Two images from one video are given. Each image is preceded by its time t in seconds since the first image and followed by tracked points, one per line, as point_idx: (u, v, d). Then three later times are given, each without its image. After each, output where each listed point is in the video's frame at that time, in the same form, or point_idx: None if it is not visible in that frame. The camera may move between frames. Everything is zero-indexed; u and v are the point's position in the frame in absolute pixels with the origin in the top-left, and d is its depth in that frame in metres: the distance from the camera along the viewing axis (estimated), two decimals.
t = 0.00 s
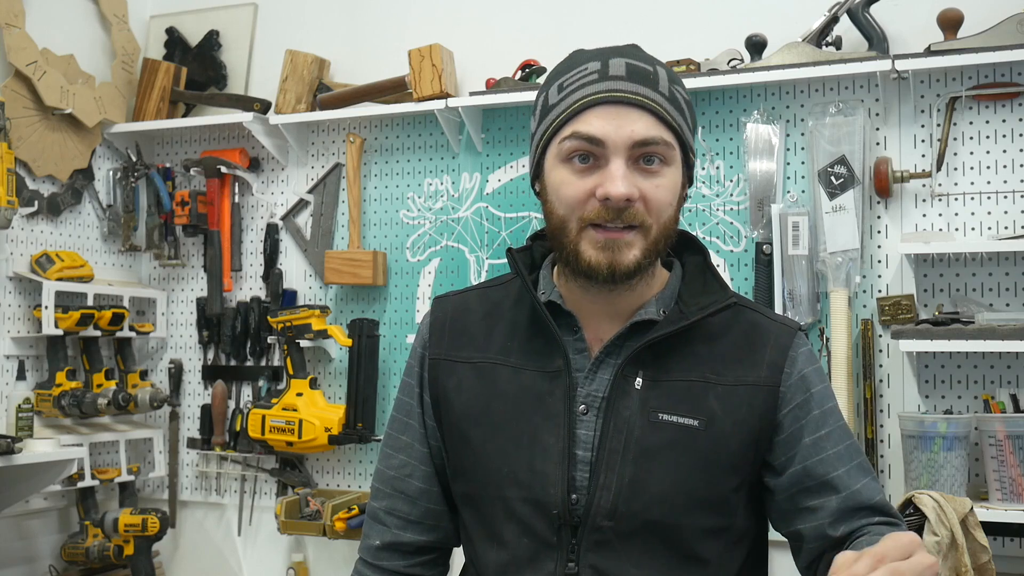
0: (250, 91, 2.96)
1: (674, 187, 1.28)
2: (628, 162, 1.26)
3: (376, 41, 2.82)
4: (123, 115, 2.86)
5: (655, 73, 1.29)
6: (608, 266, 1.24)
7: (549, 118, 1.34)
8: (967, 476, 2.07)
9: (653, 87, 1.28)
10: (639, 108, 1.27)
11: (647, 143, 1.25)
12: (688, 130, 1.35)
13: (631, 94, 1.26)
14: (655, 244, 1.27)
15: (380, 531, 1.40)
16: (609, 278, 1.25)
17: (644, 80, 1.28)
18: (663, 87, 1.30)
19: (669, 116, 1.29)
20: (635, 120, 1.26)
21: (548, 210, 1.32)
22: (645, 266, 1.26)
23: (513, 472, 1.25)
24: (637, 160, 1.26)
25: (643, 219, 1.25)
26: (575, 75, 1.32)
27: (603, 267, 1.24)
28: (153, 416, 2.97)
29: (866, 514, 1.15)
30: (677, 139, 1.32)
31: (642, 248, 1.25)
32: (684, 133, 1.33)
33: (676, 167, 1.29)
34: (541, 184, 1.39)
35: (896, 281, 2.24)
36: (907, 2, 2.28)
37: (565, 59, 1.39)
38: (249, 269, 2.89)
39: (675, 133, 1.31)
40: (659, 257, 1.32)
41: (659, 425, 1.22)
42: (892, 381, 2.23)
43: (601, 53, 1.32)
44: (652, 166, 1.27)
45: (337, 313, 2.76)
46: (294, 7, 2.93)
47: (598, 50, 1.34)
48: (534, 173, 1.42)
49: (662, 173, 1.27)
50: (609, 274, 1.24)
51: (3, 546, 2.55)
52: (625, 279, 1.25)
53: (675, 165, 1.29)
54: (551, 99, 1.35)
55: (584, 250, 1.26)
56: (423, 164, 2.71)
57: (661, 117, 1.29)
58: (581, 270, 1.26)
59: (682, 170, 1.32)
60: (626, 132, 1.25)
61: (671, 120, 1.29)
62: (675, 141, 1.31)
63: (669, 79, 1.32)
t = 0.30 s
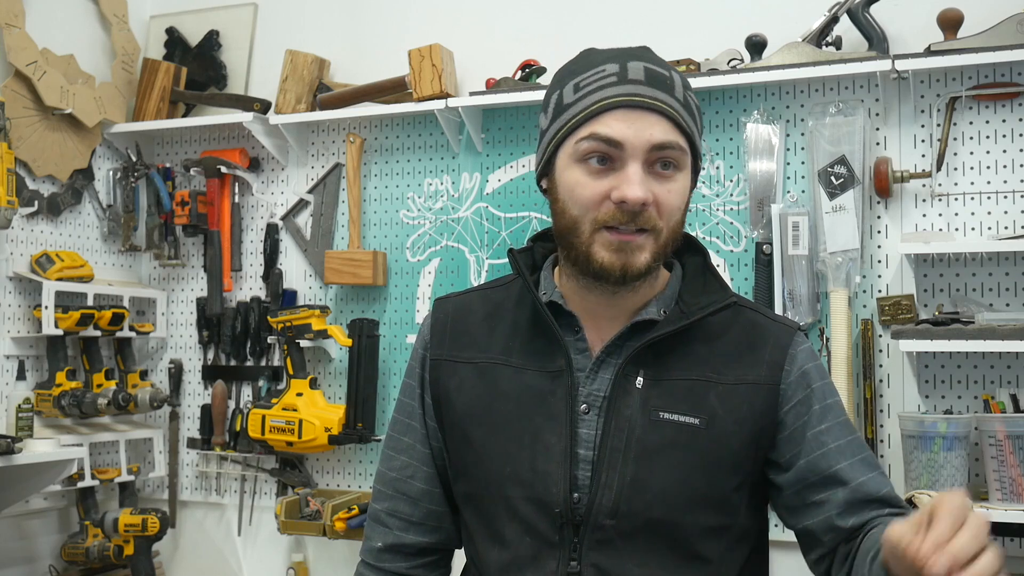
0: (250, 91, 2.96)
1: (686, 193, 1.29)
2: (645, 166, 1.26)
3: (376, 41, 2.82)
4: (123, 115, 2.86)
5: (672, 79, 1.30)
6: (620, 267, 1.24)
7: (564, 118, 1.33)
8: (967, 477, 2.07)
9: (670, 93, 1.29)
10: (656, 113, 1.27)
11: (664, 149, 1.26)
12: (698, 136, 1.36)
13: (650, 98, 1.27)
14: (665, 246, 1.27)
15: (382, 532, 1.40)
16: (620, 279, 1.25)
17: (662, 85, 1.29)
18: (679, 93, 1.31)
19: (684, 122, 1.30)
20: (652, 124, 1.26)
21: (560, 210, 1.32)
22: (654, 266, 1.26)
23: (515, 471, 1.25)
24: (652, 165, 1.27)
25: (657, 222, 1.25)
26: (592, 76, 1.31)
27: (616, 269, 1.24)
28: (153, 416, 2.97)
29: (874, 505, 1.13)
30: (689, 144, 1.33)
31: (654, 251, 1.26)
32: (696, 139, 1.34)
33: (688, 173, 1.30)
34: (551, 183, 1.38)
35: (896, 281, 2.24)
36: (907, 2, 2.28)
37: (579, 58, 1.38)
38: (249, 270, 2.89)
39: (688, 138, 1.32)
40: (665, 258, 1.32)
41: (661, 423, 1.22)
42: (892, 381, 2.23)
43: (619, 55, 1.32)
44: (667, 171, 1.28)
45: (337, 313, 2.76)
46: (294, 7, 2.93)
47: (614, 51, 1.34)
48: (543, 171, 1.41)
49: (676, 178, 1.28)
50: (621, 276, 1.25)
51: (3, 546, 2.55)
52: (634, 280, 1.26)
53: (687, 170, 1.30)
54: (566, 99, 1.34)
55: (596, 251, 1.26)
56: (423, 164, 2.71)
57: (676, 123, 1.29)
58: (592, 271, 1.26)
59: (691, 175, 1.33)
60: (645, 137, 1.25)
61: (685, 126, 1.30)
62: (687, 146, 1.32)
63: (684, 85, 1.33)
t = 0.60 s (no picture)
0: (250, 91, 2.96)
1: (694, 197, 1.30)
2: (658, 167, 1.27)
3: (376, 41, 2.82)
4: (123, 115, 2.86)
5: (688, 84, 1.31)
6: (629, 262, 1.24)
7: (579, 114, 1.33)
8: (967, 477, 2.07)
9: (686, 98, 1.30)
10: (672, 116, 1.28)
11: (679, 151, 1.27)
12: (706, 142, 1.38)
13: (667, 101, 1.28)
14: (672, 247, 1.28)
15: (381, 531, 1.40)
16: (627, 274, 1.25)
17: (679, 89, 1.30)
18: (694, 98, 1.32)
19: (697, 127, 1.31)
20: (669, 127, 1.27)
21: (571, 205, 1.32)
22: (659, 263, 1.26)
23: (514, 468, 1.25)
24: (665, 166, 1.28)
25: (668, 223, 1.26)
26: (611, 74, 1.31)
27: (624, 263, 1.24)
28: (153, 416, 2.97)
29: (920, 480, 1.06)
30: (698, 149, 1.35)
31: (662, 252, 1.26)
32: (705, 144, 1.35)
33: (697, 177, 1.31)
34: (561, 178, 1.38)
35: (896, 281, 2.24)
36: (907, 2, 2.28)
37: (596, 55, 1.38)
38: (249, 270, 2.89)
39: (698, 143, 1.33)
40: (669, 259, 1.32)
41: (656, 420, 1.22)
42: (892, 381, 2.23)
43: (638, 55, 1.32)
44: (678, 173, 1.28)
45: (337, 313, 2.76)
46: (294, 7, 2.93)
47: (633, 51, 1.34)
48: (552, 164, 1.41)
49: (686, 182, 1.29)
50: (628, 270, 1.24)
51: (3, 545, 2.55)
52: (640, 275, 1.25)
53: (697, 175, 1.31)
54: (583, 95, 1.34)
55: (606, 246, 1.25)
56: (423, 164, 2.71)
57: (689, 127, 1.31)
58: (600, 266, 1.26)
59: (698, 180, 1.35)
60: (661, 138, 1.26)
61: (697, 131, 1.32)
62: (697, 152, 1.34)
63: (698, 91, 1.34)
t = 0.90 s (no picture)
0: (250, 91, 2.96)
1: (694, 197, 1.29)
2: (655, 167, 1.26)
3: (376, 41, 2.82)
4: (123, 115, 2.87)
5: (687, 83, 1.31)
6: (625, 268, 1.24)
7: (578, 114, 1.34)
8: (967, 476, 2.07)
9: (685, 97, 1.30)
10: (670, 116, 1.28)
11: (676, 151, 1.26)
12: (709, 141, 1.37)
13: (665, 100, 1.27)
14: (671, 250, 1.27)
15: (384, 530, 1.40)
16: (624, 280, 1.25)
17: (677, 88, 1.29)
18: (693, 97, 1.32)
19: (696, 126, 1.31)
20: (666, 126, 1.27)
21: (569, 208, 1.32)
22: (658, 269, 1.26)
23: (515, 470, 1.25)
24: (662, 166, 1.27)
25: (665, 224, 1.25)
26: (609, 74, 1.31)
27: (620, 270, 1.24)
28: (153, 416, 2.97)
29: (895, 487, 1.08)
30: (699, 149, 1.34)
31: (659, 253, 1.25)
32: (706, 143, 1.35)
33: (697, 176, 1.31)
34: (561, 179, 1.39)
35: (896, 281, 2.24)
36: (907, 2, 2.28)
37: (597, 55, 1.38)
38: (249, 270, 2.89)
39: (698, 142, 1.33)
40: (670, 261, 1.32)
41: (658, 423, 1.21)
42: (892, 381, 2.23)
43: (636, 55, 1.33)
44: (676, 173, 1.28)
45: (337, 313, 2.76)
46: (294, 8, 2.93)
47: (631, 50, 1.34)
48: (554, 164, 1.42)
49: (685, 181, 1.28)
50: (625, 277, 1.24)
51: (3, 546, 2.55)
52: (638, 281, 1.25)
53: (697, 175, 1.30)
54: (581, 95, 1.34)
55: (602, 250, 1.26)
56: (423, 164, 2.71)
57: (689, 127, 1.30)
58: (597, 271, 1.26)
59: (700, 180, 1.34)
60: (657, 138, 1.26)
61: (697, 130, 1.31)
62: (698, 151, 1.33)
63: (698, 90, 1.34)
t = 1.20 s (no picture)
0: (250, 91, 2.96)
1: (697, 189, 1.29)
2: (655, 159, 1.26)
3: (376, 41, 2.82)
4: (123, 115, 2.86)
5: (690, 74, 1.30)
6: (623, 265, 1.24)
7: (579, 107, 1.34)
8: (967, 477, 2.07)
9: (687, 88, 1.29)
10: (671, 106, 1.28)
11: (677, 142, 1.26)
12: (715, 133, 1.37)
13: (666, 91, 1.27)
14: (672, 245, 1.27)
15: (387, 527, 1.40)
16: (623, 278, 1.25)
17: (680, 79, 1.29)
18: (697, 89, 1.31)
19: (699, 117, 1.30)
20: (667, 117, 1.27)
21: (570, 202, 1.33)
22: (659, 267, 1.26)
23: (518, 473, 1.25)
24: (663, 158, 1.27)
25: (664, 217, 1.25)
26: (610, 67, 1.31)
27: (618, 266, 1.24)
28: (153, 416, 2.97)
29: (892, 488, 1.11)
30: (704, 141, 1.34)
31: (659, 246, 1.25)
32: (710, 136, 1.34)
33: (700, 168, 1.30)
34: (564, 174, 1.39)
35: (896, 281, 2.24)
36: (907, 2, 2.28)
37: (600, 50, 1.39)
38: (249, 269, 2.89)
39: (703, 134, 1.32)
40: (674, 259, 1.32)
41: (663, 428, 1.21)
42: (892, 381, 2.23)
43: (638, 48, 1.33)
44: (678, 165, 1.28)
45: (337, 313, 2.76)
46: (294, 8, 2.93)
47: (634, 44, 1.34)
48: (558, 160, 1.42)
49: (686, 173, 1.28)
50: (622, 276, 1.24)
51: (3, 546, 2.55)
52: (640, 280, 1.25)
53: (700, 167, 1.30)
54: (583, 88, 1.35)
55: (602, 245, 1.26)
56: (423, 164, 2.71)
57: (691, 118, 1.30)
58: (596, 268, 1.27)
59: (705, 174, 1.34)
60: (657, 128, 1.25)
61: (700, 122, 1.31)
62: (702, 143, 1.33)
63: (702, 82, 1.33)
